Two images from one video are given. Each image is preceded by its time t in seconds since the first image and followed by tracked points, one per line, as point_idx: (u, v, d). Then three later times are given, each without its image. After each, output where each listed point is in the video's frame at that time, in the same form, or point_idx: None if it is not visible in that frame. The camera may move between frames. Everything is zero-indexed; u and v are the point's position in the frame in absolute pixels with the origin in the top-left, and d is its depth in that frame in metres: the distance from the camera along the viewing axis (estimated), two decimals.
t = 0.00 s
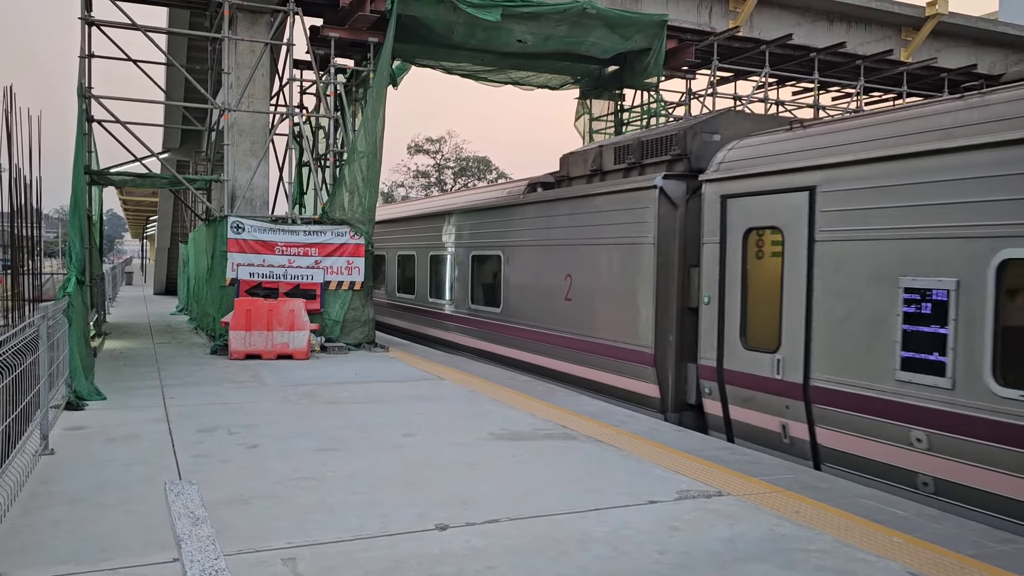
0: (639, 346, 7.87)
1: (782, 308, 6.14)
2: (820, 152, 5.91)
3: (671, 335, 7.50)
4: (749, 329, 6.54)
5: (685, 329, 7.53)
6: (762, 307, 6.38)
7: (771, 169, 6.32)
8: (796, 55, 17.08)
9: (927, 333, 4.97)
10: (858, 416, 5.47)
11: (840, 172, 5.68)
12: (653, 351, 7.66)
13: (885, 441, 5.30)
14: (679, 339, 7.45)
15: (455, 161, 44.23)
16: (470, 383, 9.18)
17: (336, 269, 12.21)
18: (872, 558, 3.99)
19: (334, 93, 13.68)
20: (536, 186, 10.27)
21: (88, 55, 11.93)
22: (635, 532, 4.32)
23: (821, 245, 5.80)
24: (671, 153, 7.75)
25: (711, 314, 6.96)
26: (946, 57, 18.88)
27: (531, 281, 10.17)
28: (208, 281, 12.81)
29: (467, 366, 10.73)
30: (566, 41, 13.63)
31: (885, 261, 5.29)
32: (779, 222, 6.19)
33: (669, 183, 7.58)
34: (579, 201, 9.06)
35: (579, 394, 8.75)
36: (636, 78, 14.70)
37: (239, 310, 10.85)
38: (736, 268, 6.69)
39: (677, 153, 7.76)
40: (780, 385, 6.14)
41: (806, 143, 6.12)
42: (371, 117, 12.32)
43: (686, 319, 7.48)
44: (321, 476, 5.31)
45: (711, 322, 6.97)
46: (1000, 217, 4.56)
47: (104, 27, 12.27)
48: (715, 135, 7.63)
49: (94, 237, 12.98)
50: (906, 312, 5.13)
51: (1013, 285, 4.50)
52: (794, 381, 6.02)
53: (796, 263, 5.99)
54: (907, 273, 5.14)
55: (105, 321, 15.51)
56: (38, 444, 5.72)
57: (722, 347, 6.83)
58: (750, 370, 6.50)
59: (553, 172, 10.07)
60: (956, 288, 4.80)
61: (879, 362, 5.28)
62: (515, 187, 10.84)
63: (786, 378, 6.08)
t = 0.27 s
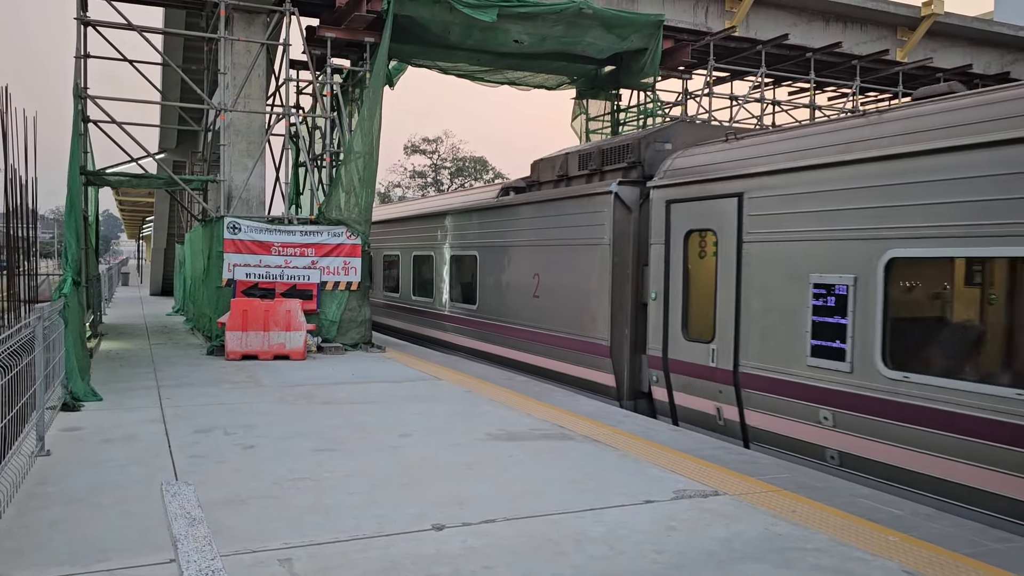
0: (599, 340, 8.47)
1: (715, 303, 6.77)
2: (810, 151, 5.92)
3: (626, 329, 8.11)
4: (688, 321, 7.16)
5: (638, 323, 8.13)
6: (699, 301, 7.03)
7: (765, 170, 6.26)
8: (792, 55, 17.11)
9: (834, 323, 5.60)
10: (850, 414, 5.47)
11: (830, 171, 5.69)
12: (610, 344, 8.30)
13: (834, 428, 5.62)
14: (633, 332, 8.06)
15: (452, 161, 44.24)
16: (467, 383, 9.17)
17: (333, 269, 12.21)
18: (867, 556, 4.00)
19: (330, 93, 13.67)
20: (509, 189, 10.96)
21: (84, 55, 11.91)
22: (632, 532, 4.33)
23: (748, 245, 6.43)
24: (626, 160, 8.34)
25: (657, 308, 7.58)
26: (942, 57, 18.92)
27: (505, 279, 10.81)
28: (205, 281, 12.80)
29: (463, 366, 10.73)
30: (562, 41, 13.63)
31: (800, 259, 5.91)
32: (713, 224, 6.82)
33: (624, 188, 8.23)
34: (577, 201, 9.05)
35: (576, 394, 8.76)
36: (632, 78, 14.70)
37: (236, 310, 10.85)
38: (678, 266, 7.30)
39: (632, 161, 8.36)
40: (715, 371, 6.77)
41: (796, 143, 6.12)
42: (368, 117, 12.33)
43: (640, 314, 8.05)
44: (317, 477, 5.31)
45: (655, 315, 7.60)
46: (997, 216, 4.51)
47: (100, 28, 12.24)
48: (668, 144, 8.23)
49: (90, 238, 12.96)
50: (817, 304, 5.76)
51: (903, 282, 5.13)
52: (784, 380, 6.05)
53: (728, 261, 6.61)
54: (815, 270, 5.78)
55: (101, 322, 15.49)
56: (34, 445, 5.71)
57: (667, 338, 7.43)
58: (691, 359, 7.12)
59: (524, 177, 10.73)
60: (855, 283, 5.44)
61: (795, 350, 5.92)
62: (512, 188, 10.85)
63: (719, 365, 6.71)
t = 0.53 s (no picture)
0: (564, 332, 9.19)
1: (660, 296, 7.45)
2: (803, 150, 5.91)
3: (587, 322, 8.81)
4: (638, 314, 7.82)
5: (599, 315, 8.85)
6: (647, 295, 7.69)
7: (763, 169, 6.20)
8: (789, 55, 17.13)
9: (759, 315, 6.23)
10: (844, 412, 5.46)
11: (824, 171, 5.68)
12: (574, 336, 9.01)
13: (828, 426, 5.61)
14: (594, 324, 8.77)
15: (449, 161, 44.24)
16: (465, 383, 9.17)
17: (331, 269, 12.20)
18: (865, 555, 4.00)
19: (328, 93, 13.66)
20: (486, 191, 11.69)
21: (81, 55, 11.89)
22: (631, 531, 4.33)
23: (688, 244, 7.04)
24: (589, 166, 9.14)
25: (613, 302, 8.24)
26: (939, 57, 18.93)
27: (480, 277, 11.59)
28: (202, 281, 12.79)
29: (461, 366, 10.72)
30: (560, 41, 13.63)
31: (730, 258, 6.57)
32: (660, 225, 7.45)
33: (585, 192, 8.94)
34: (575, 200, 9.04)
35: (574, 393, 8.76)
36: (629, 79, 14.70)
37: (234, 310, 10.85)
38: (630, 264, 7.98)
39: (594, 167, 9.16)
40: (660, 360, 7.42)
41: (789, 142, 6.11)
42: (365, 117, 12.33)
43: (601, 308, 8.78)
44: (315, 477, 5.30)
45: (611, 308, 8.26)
46: (995, 215, 4.48)
47: (97, 28, 12.23)
48: (625, 152, 9.06)
49: (88, 238, 12.95)
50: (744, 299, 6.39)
51: (818, 278, 5.74)
52: (777, 378, 6.04)
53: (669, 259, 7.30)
54: (742, 267, 6.41)
55: (98, 322, 15.47)
56: (32, 446, 5.70)
57: (621, 330, 8.09)
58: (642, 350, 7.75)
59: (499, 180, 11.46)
60: (776, 279, 6.08)
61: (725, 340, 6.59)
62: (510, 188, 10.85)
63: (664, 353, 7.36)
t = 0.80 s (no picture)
0: (534, 326, 9.87)
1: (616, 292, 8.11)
2: (800, 150, 5.91)
3: (555, 316, 9.45)
4: (598, 309, 8.51)
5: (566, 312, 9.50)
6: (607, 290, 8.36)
7: (763, 167, 6.17)
8: (786, 54, 17.13)
9: (698, 309, 6.89)
10: (842, 412, 5.46)
11: (822, 170, 5.67)
12: (543, 330, 9.67)
13: (824, 424, 5.61)
14: (561, 320, 9.41)
15: (448, 161, 44.25)
16: (463, 382, 9.16)
17: (329, 269, 12.19)
18: (864, 555, 4.00)
19: (326, 93, 13.65)
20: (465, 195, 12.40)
21: (78, 55, 11.88)
22: (630, 531, 4.33)
23: (639, 245, 7.72)
24: (557, 172, 9.81)
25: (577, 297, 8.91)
26: (936, 56, 18.96)
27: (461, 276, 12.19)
28: (200, 281, 12.79)
29: (460, 366, 10.71)
30: (558, 41, 13.63)
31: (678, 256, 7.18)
32: (616, 227, 8.12)
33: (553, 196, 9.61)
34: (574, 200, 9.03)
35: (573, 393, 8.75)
36: (627, 78, 14.70)
37: (231, 311, 10.86)
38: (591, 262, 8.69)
39: (562, 173, 9.84)
40: (617, 351, 8.10)
41: (787, 141, 6.10)
42: (363, 117, 12.32)
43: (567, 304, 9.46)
44: (313, 477, 5.29)
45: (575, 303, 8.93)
46: (995, 214, 4.46)
47: (94, 28, 12.21)
48: (591, 158, 9.73)
49: (85, 238, 12.94)
50: (687, 294, 7.04)
51: (747, 274, 6.37)
52: (775, 377, 6.04)
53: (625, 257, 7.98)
54: (685, 265, 7.05)
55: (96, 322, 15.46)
56: (30, 446, 5.70)
57: (583, 324, 8.78)
58: (603, 341, 8.42)
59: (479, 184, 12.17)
60: (711, 276, 6.72)
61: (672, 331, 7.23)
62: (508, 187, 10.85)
63: (619, 345, 8.05)
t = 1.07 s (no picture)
0: (506, 322, 10.56)
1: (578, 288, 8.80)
2: (799, 150, 5.91)
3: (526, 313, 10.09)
4: (563, 306, 9.21)
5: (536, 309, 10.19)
6: (571, 287, 9.05)
7: (763, 167, 6.16)
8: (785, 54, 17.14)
9: (646, 304, 7.57)
10: (840, 411, 5.45)
11: (820, 170, 5.67)
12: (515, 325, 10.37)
13: (821, 424, 5.61)
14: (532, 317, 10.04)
15: (446, 161, 44.28)
16: (462, 383, 9.17)
17: (328, 269, 12.19)
18: (863, 554, 4.00)
19: (324, 93, 13.66)
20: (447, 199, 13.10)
21: (76, 55, 11.87)
22: (628, 530, 4.33)
23: (599, 246, 8.41)
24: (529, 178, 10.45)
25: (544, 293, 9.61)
26: (934, 56, 18.98)
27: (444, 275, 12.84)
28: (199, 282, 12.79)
29: (458, 366, 10.70)
30: (556, 41, 13.63)
31: (632, 257, 7.84)
32: (578, 230, 8.83)
33: (523, 199, 10.30)
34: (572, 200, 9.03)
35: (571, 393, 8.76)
36: (626, 78, 14.70)
37: (230, 311, 10.87)
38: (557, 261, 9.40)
39: (533, 178, 10.49)
40: (578, 344, 8.79)
41: (786, 141, 6.09)
42: (362, 117, 12.32)
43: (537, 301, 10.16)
44: (312, 477, 5.30)
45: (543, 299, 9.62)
46: (994, 214, 4.45)
47: (92, 28, 12.21)
48: (560, 165, 10.39)
49: (84, 239, 12.94)
50: (637, 291, 7.71)
51: (687, 272, 7.03)
52: (773, 377, 6.04)
53: (586, 257, 8.67)
54: (637, 264, 7.72)
55: (95, 322, 15.45)
56: (28, 447, 5.69)
57: (550, 320, 9.47)
58: (567, 335, 9.10)
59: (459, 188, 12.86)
60: (657, 274, 7.41)
61: (625, 324, 7.92)
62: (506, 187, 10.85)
63: (580, 338, 8.76)
